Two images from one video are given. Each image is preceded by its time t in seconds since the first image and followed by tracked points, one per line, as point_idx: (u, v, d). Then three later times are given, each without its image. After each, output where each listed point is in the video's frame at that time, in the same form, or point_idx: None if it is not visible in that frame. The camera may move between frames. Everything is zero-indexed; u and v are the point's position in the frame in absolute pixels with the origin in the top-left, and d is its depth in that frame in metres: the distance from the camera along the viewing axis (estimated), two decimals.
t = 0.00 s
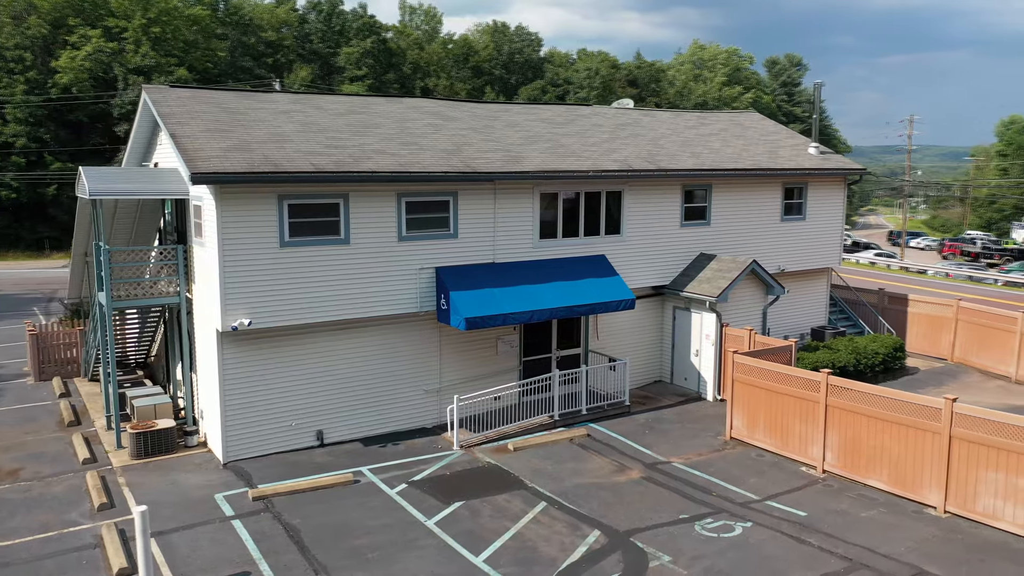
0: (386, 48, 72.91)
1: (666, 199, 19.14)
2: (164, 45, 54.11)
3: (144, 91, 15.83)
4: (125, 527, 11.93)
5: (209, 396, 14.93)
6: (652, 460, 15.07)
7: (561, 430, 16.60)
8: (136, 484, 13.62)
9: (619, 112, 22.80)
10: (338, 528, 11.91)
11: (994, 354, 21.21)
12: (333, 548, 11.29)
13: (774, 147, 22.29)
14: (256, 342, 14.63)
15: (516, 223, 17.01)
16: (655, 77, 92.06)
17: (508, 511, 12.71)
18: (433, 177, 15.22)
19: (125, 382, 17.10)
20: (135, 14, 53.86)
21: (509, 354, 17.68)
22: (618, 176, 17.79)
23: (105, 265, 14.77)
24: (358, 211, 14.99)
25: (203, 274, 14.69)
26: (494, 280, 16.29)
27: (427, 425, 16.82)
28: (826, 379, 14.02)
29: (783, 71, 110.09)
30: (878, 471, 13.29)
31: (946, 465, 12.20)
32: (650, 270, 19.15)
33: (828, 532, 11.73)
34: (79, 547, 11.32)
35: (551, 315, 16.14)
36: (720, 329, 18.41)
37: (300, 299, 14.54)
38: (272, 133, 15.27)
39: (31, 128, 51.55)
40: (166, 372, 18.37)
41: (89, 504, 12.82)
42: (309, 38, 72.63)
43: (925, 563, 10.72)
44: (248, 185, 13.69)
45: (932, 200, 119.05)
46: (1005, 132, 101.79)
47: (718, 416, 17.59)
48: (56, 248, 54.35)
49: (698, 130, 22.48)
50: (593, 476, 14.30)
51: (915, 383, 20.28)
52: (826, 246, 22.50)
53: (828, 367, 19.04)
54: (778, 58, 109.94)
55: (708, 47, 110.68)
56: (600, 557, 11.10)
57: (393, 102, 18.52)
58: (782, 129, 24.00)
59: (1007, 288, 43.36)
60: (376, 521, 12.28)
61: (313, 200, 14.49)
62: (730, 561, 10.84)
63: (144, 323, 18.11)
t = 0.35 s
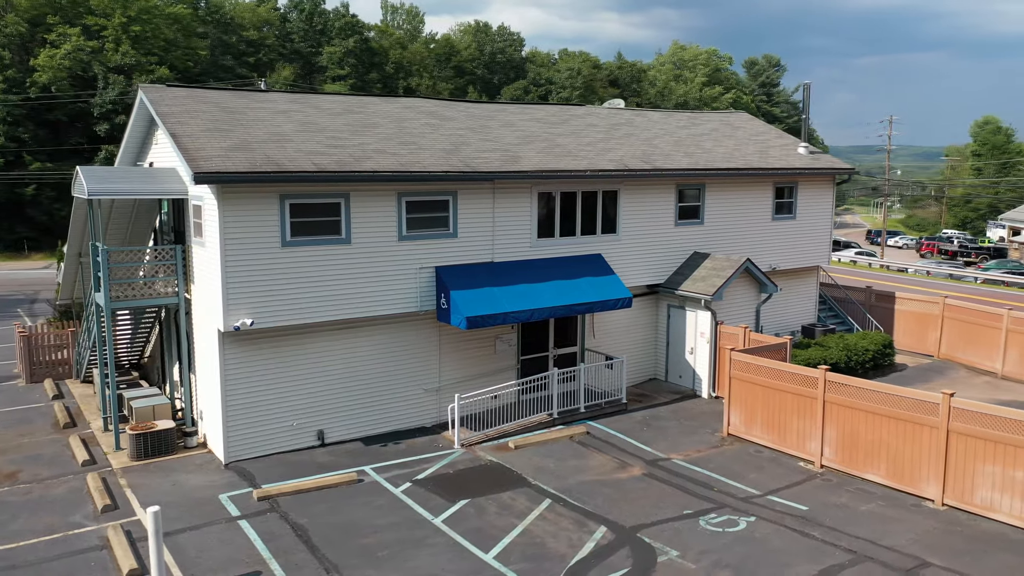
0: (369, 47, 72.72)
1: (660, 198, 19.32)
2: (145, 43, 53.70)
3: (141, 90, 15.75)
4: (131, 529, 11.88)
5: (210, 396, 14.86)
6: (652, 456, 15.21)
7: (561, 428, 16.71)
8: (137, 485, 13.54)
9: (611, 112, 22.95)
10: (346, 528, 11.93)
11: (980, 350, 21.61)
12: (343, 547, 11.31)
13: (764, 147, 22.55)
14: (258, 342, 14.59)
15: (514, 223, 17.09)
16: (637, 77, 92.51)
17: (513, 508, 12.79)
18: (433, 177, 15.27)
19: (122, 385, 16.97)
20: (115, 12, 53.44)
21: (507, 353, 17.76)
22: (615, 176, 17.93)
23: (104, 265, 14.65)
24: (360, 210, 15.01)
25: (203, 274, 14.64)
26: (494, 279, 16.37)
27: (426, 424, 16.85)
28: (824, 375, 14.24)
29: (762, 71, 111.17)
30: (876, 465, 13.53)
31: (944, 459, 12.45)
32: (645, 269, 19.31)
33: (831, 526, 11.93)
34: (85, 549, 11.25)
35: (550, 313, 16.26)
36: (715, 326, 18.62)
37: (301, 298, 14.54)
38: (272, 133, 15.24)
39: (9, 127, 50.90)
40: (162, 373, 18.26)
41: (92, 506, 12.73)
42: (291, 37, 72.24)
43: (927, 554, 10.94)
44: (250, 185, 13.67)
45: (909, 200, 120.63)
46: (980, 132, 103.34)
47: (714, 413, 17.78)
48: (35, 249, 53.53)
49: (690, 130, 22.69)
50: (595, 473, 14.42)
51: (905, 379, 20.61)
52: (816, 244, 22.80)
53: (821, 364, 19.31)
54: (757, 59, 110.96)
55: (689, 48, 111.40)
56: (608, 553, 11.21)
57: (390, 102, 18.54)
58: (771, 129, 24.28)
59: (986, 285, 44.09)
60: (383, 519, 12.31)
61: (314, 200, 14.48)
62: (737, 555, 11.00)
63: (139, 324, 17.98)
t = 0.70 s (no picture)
0: (350, 47, 72.47)
1: (655, 198, 19.50)
2: (124, 42, 53.23)
3: (138, 89, 15.65)
4: (137, 530, 11.81)
5: (210, 397, 14.81)
6: (652, 453, 15.36)
7: (560, 426, 16.82)
8: (140, 486, 13.46)
9: (603, 112, 23.11)
10: (354, 527, 11.95)
11: (965, 347, 22.01)
12: (353, 546, 11.33)
13: (754, 147, 22.84)
14: (259, 342, 14.57)
15: (512, 222, 17.19)
16: (618, 78, 92.94)
17: (519, 505, 12.87)
18: (434, 177, 15.33)
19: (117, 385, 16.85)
20: (93, 10, 52.87)
21: (505, 352, 17.83)
22: (611, 176, 18.09)
23: (103, 266, 14.55)
24: (360, 210, 15.03)
25: (204, 275, 14.59)
26: (493, 279, 16.45)
27: (425, 424, 16.89)
28: (821, 371, 14.47)
29: (740, 72, 112.25)
30: (874, 459, 13.77)
31: (941, 453, 12.71)
32: (640, 268, 19.49)
33: (833, 519, 12.14)
34: (92, 552, 11.17)
35: (549, 312, 16.38)
36: (709, 325, 18.82)
37: (303, 298, 14.55)
38: (272, 132, 15.22)
39: None
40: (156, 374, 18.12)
41: (95, 508, 12.64)
42: (272, 37, 71.77)
43: (928, 546, 11.17)
44: (253, 185, 13.66)
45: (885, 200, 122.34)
46: (954, 132, 104.96)
47: (710, 410, 17.98)
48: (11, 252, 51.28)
49: (681, 130, 22.92)
50: (597, 470, 14.55)
51: (893, 376, 20.96)
52: (805, 243, 23.11)
53: (813, 361, 19.59)
54: (735, 60, 111.99)
55: (668, 48, 112.15)
56: (617, 548, 11.33)
57: (385, 101, 18.56)
58: (760, 130, 24.58)
59: (964, 283, 44.85)
60: (390, 518, 12.34)
61: (315, 200, 14.49)
62: (744, 549, 11.16)
63: (134, 325, 17.85)
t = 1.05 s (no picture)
0: (318, 46, 71.93)
1: (637, 197, 19.75)
2: (87, 40, 52.28)
3: (121, 89, 15.50)
4: (130, 534, 11.67)
5: (198, 399, 14.66)
6: (640, 449, 15.56)
7: (547, 424, 16.94)
8: (128, 490, 13.29)
9: (583, 112, 23.33)
10: (351, 527, 11.94)
11: (936, 342, 22.60)
12: (352, 546, 11.32)
13: (732, 147, 23.23)
14: (248, 343, 14.47)
15: (499, 222, 17.29)
16: (586, 78, 93.57)
17: (514, 503, 12.96)
18: (422, 177, 15.38)
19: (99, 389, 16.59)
20: (56, 8, 51.83)
21: (491, 351, 17.92)
22: (595, 176, 18.29)
23: (87, 267, 14.34)
24: (350, 210, 15.03)
25: (191, 276, 14.46)
26: (480, 278, 16.53)
27: (412, 423, 16.88)
28: (805, 367, 14.80)
29: (706, 73, 113.69)
30: (857, 452, 14.11)
31: (924, 445, 13.08)
32: (623, 266, 19.72)
33: (822, 511, 12.43)
34: (86, 557, 11.01)
35: (536, 311, 16.52)
36: (691, 322, 19.10)
37: (292, 299, 14.50)
38: (259, 132, 15.16)
39: None
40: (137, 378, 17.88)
41: (84, 513, 12.45)
42: (238, 35, 70.94)
43: (915, 534, 11.50)
44: (243, 185, 13.60)
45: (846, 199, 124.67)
46: (912, 133, 107.35)
47: (693, 406, 18.25)
48: None
49: (660, 130, 23.23)
50: (587, 467, 14.70)
51: (867, 370, 21.45)
52: (782, 241, 23.54)
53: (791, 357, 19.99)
54: (701, 61, 113.37)
55: (635, 49, 113.11)
56: (614, 543, 11.47)
57: (369, 101, 18.57)
58: (735, 130, 25.00)
59: (927, 280, 45.95)
60: (386, 518, 12.35)
61: (305, 200, 14.47)
62: (738, 541, 11.38)
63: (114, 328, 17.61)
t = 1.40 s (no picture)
0: (273, 44, 70.89)
1: (607, 197, 20.02)
2: (34, 36, 50.72)
3: (87, 86, 15.31)
4: (109, 541, 11.45)
5: (172, 403, 14.42)
6: (616, 445, 15.77)
7: (523, 421, 17.08)
8: (103, 497, 13.02)
9: (550, 113, 23.57)
10: (336, 528, 11.90)
11: (893, 336, 23.29)
12: (338, 547, 11.29)
13: (697, 148, 23.68)
14: (224, 346, 14.30)
15: (473, 222, 17.37)
16: (543, 78, 94.03)
17: (497, 500, 13.05)
18: (398, 177, 15.42)
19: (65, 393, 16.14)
20: None
21: (466, 351, 17.98)
22: (567, 176, 18.51)
23: (56, 270, 14.03)
24: (326, 210, 15.00)
25: (164, 278, 14.25)
26: (456, 278, 16.61)
27: (388, 424, 16.85)
28: (776, 362, 15.21)
29: (660, 74, 115.16)
30: (827, 444, 14.53)
31: (892, 435, 13.54)
32: (594, 265, 19.96)
33: (797, 501, 12.77)
34: (64, 565, 10.77)
35: (512, 310, 16.65)
36: (661, 320, 19.43)
37: (269, 300, 14.41)
38: (232, 132, 15.14)
39: None
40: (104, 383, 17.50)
41: (59, 521, 12.16)
42: (190, 33, 69.55)
43: (887, 522, 11.90)
44: (219, 185, 13.57)
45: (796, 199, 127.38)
46: (859, 134, 110.21)
47: (665, 402, 18.55)
48: None
49: (626, 131, 23.58)
50: (565, 463, 14.86)
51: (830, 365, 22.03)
52: (746, 240, 24.06)
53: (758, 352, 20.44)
54: (655, 62, 114.79)
55: (590, 50, 114.01)
56: (599, 538, 11.64)
57: (340, 101, 18.57)
58: (699, 131, 25.50)
59: (878, 277, 47.25)
60: (370, 518, 12.33)
61: (281, 199, 14.45)
62: (720, 532, 11.64)
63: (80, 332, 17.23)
